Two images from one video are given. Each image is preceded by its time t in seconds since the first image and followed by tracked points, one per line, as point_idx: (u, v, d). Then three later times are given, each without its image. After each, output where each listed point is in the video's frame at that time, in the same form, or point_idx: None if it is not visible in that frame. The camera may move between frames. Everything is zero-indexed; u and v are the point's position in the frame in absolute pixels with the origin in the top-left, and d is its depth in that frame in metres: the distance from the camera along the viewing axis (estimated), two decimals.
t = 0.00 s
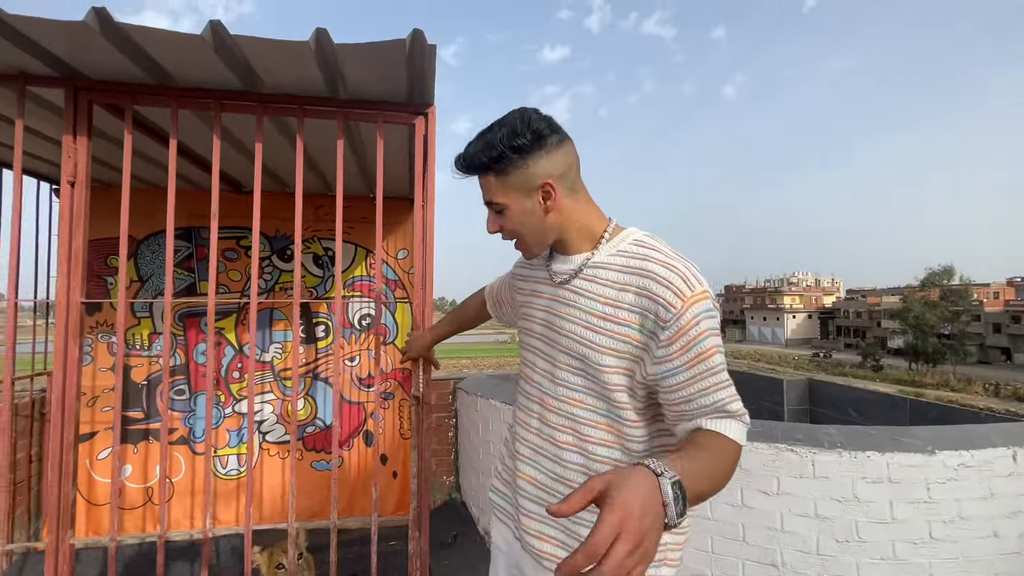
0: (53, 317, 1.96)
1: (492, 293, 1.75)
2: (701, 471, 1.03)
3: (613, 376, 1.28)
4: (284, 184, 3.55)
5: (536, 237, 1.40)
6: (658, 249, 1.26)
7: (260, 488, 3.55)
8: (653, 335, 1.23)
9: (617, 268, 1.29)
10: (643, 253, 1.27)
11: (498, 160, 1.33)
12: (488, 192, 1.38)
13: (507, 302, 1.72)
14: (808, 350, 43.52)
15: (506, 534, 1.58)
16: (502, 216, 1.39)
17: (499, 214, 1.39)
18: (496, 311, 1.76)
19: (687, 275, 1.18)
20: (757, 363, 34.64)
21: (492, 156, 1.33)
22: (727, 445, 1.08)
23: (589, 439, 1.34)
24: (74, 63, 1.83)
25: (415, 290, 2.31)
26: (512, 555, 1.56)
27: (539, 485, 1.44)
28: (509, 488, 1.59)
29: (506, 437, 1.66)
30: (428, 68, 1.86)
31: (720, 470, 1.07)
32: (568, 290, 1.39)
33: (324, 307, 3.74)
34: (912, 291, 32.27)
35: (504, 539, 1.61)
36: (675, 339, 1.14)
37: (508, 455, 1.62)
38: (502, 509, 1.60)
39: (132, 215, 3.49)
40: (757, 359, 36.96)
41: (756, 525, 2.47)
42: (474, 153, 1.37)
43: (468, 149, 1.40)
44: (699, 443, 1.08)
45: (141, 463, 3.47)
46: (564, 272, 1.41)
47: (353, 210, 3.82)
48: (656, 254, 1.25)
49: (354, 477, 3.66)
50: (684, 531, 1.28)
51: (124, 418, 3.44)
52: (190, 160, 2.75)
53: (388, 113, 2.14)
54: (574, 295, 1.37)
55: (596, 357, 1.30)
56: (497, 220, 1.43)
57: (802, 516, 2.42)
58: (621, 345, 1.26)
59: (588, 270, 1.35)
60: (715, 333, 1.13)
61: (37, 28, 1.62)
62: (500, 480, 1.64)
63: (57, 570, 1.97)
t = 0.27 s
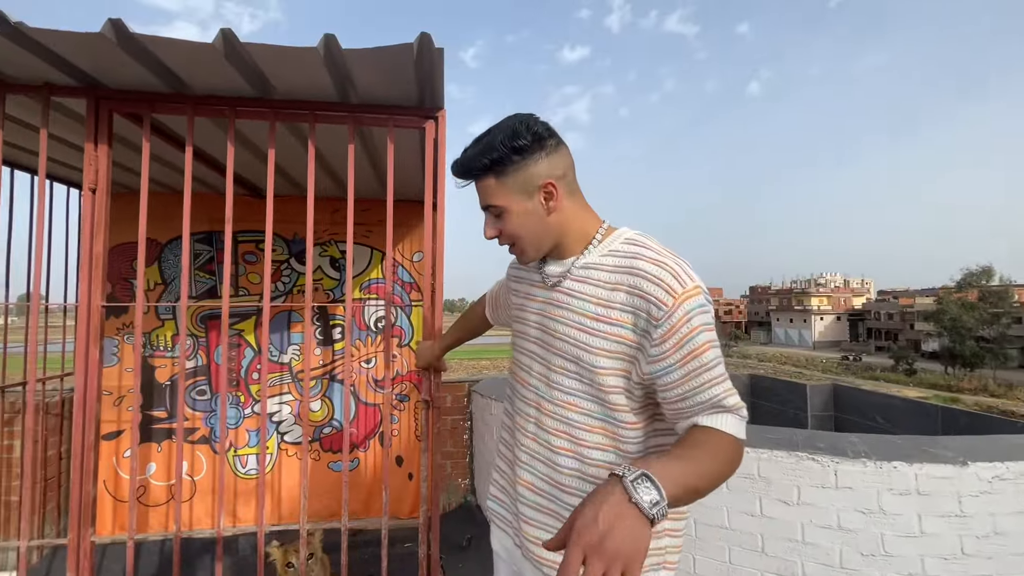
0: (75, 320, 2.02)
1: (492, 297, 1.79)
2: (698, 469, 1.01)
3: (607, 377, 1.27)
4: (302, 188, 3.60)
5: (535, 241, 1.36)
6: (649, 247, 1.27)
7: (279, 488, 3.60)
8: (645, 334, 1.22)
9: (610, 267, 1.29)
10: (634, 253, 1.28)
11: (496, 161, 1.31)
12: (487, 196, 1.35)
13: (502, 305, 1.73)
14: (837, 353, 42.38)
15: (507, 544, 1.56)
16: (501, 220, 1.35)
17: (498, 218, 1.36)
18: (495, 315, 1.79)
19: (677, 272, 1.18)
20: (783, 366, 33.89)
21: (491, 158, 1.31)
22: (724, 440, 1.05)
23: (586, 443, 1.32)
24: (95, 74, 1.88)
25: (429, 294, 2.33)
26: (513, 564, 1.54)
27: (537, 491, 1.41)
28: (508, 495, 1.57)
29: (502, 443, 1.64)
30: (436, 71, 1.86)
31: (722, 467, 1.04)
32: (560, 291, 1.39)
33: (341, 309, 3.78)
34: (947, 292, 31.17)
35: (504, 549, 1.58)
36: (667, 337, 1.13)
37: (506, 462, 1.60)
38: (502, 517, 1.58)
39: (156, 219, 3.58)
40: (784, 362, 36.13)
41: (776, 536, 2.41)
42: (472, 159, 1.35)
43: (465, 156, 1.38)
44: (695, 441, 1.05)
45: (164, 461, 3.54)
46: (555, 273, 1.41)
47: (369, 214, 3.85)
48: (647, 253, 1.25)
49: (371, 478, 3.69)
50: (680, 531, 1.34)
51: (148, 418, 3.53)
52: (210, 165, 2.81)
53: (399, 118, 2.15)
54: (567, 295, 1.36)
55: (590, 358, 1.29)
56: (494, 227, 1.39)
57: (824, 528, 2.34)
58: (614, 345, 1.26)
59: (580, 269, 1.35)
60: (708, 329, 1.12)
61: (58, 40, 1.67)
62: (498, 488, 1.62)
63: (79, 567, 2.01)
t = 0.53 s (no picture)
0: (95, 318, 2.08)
1: (495, 294, 1.80)
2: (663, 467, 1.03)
3: (607, 371, 1.26)
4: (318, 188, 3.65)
5: (578, 214, 1.33)
6: (652, 242, 1.27)
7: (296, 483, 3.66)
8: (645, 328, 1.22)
9: (612, 260, 1.29)
10: (636, 248, 1.28)
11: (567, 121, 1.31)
12: (545, 154, 1.29)
13: (502, 300, 1.74)
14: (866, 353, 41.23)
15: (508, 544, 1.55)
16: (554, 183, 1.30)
17: (551, 180, 1.30)
18: (497, 310, 1.79)
19: (677, 267, 1.18)
20: (809, 366, 33.17)
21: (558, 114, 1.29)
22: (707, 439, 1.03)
23: (586, 439, 1.30)
24: (112, 78, 1.93)
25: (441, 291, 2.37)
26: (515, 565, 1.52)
27: (538, 488, 1.40)
28: (510, 494, 1.56)
29: (503, 440, 1.63)
30: (443, 68, 1.85)
31: (699, 462, 1.03)
32: (559, 284, 1.38)
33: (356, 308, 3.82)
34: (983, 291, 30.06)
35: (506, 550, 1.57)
36: (663, 332, 1.13)
37: (507, 459, 1.59)
38: (504, 516, 1.57)
39: (177, 220, 3.66)
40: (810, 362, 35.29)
41: (794, 541, 2.36)
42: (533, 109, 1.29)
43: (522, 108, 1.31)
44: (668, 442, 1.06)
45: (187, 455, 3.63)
46: (554, 266, 1.41)
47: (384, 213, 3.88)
48: (648, 248, 1.25)
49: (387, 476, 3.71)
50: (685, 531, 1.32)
51: (170, 413, 3.62)
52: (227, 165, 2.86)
53: (408, 117, 2.16)
54: (567, 287, 1.36)
55: (590, 352, 1.28)
56: (539, 191, 1.30)
57: (844, 533, 2.28)
58: (614, 339, 1.25)
59: (580, 262, 1.35)
60: (707, 325, 1.12)
61: (76, 46, 1.71)
62: (500, 485, 1.61)
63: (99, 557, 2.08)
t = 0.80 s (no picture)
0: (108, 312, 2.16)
1: (497, 292, 1.80)
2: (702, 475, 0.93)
3: (609, 366, 1.25)
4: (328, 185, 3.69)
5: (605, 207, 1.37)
6: (658, 237, 1.26)
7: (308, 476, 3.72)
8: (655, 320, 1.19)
9: (620, 253, 1.28)
10: (643, 243, 1.27)
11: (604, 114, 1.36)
12: (586, 139, 1.33)
13: (505, 299, 1.75)
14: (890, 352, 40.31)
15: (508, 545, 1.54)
16: (591, 170, 1.33)
17: (590, 166, 1.33)
18: (497, 308, 1.81)
19: (687, 257, 1.16)
20: (829, 365, 32.57)
21: (602, 104, 1.35)
22: (745, 434, 0.93)
23: (586, 437, 1.28)
24: (121, 77, 1.99)
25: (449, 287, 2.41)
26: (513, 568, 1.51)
27: (537, 487, 1.39)
28: (511, 494, 1.55)
29: (505, 439, 1.63)
30: (445, 64, 1.86)
31: (744, 465, 0.92)
32: (564, 279, 1.38)
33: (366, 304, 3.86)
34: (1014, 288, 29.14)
35: (505, 551, 1.56)
36: (680, 320, 1.10)
37: (509, 459, 1.59)
38: (505, 516, 1.57)
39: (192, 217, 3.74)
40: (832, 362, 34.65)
41: (802, 539, 2.35)
42: (578, 93, 1.32)
43: (569, 90, 1.34)
44: (709, 446, 0.96)
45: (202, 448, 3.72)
46: (559, 262, 1.41)
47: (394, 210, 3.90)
48: (656, 241, 1.24)
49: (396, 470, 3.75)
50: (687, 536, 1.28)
51: (186, 407, 3.71)
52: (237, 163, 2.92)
53: (411, 113, 2.18)
54: (571, 281, 1.35)
55: (591, 347, 1.27)
56: (578, 174, 1.32)
57: (854, 532, 2.26)
58: (618, 332, 1.23)
59: (585, 256, 1.35)
60: (725, 310, 1.07)
61: (86, 47, 1.77)
62: (501, 485, 1.61)
63: (112, 543, 2.16)
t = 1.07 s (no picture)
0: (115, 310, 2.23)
1: (494, 292, 1.81)
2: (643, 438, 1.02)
3: (617, 372, 1.24)
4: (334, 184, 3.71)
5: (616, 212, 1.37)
6: (666, 245, 1.26)
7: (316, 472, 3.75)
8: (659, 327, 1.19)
9: (628, 259, 1.27)
10: (651, 250, 1.26)
11: (624, 118, 1.34)
12: (606, 142, 1.31)
13: (506, 299, 1.74)
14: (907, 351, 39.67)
15: (512, 554, 1.50)
16: (607, 174, 1.32)
17: (606, 170, 1.32)
18: (496, 312, 1.82)
19: (692, 266, 1.16)
20: (843, 363, 32.17)
21: (624, 107, 1.33)
22: (701, 432, 0.99)
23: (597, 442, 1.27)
24: (126, 79, 2.02)
25: (451, 285, 2.42)
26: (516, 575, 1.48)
27: (544, 494, 1.37)
28: (517, 501, 1.52)
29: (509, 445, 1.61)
30: (444, 63, 1.86)
31: (682, 451, 0.99)
32: (569, 283, 1.35)
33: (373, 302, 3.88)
34: None
35: (509, 560, 1.52)
36: (671, 330, 1.12)
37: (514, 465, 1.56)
38: (511, 524, 1.53)
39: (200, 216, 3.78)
40: (847, 361, 34.19)
41: (807, 541, 2.33)
42: (602, 96, 1.31)
43: (594, 91, 1.31)
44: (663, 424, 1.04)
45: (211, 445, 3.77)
46: (564, 266, 1.39)
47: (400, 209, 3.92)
48: (664, 250, 1.24)
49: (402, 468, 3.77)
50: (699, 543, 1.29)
51: (195, 404, 3.76)
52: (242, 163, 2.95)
53: (411, 112, 2.18)
54: (577, 286, 1.33)
55: (600, 353, 1.26)
56: (594, 177, 1.31)
57: (861, 535, 2.22)
58: (625, 339, 1.22)
59: (593, 261, 1.33)
60: (719, 327, 1.09)
61: (90, 49, 1.81)
62: (506, 492, 1.58)
63: (120, 535, 2.22)
